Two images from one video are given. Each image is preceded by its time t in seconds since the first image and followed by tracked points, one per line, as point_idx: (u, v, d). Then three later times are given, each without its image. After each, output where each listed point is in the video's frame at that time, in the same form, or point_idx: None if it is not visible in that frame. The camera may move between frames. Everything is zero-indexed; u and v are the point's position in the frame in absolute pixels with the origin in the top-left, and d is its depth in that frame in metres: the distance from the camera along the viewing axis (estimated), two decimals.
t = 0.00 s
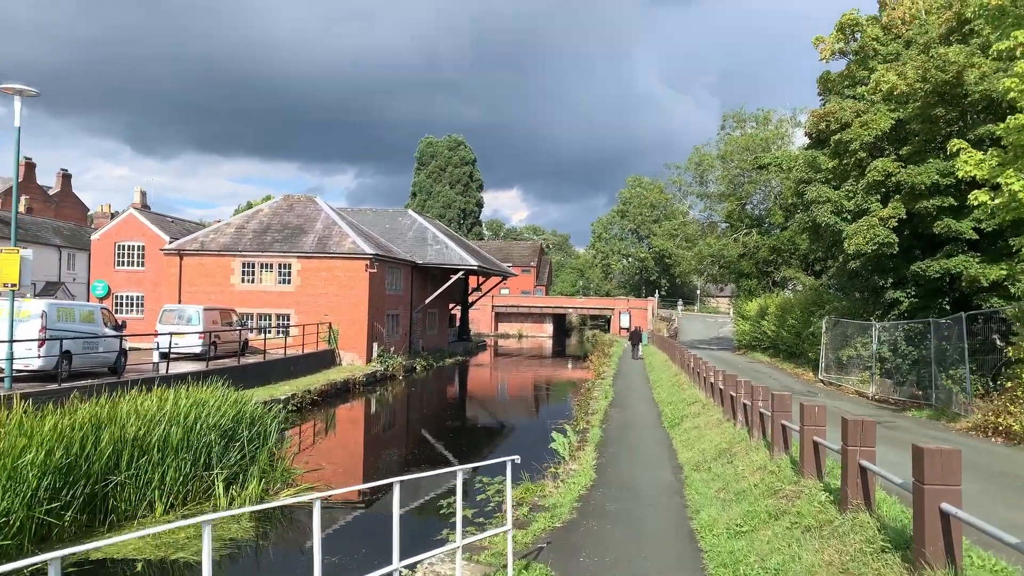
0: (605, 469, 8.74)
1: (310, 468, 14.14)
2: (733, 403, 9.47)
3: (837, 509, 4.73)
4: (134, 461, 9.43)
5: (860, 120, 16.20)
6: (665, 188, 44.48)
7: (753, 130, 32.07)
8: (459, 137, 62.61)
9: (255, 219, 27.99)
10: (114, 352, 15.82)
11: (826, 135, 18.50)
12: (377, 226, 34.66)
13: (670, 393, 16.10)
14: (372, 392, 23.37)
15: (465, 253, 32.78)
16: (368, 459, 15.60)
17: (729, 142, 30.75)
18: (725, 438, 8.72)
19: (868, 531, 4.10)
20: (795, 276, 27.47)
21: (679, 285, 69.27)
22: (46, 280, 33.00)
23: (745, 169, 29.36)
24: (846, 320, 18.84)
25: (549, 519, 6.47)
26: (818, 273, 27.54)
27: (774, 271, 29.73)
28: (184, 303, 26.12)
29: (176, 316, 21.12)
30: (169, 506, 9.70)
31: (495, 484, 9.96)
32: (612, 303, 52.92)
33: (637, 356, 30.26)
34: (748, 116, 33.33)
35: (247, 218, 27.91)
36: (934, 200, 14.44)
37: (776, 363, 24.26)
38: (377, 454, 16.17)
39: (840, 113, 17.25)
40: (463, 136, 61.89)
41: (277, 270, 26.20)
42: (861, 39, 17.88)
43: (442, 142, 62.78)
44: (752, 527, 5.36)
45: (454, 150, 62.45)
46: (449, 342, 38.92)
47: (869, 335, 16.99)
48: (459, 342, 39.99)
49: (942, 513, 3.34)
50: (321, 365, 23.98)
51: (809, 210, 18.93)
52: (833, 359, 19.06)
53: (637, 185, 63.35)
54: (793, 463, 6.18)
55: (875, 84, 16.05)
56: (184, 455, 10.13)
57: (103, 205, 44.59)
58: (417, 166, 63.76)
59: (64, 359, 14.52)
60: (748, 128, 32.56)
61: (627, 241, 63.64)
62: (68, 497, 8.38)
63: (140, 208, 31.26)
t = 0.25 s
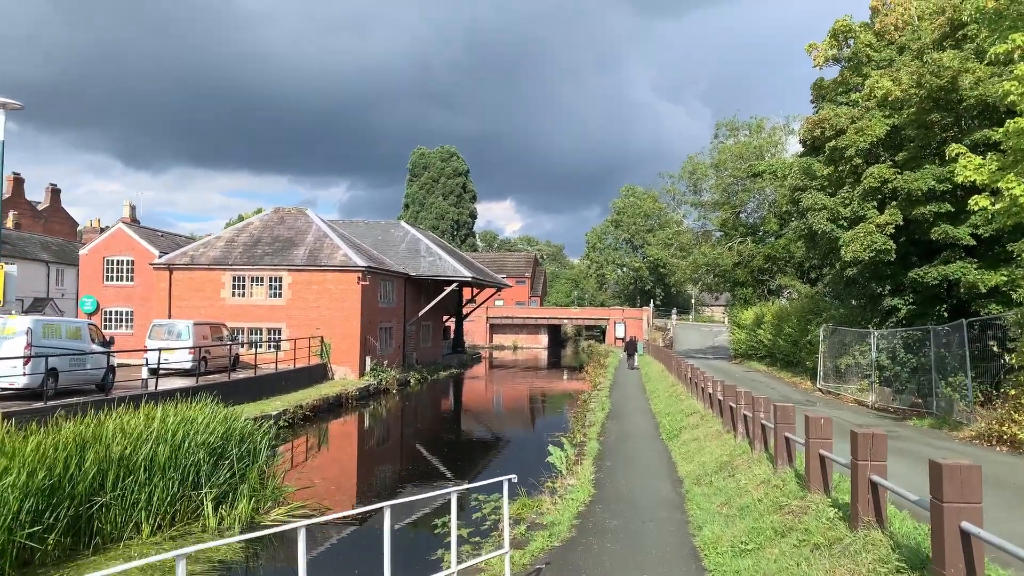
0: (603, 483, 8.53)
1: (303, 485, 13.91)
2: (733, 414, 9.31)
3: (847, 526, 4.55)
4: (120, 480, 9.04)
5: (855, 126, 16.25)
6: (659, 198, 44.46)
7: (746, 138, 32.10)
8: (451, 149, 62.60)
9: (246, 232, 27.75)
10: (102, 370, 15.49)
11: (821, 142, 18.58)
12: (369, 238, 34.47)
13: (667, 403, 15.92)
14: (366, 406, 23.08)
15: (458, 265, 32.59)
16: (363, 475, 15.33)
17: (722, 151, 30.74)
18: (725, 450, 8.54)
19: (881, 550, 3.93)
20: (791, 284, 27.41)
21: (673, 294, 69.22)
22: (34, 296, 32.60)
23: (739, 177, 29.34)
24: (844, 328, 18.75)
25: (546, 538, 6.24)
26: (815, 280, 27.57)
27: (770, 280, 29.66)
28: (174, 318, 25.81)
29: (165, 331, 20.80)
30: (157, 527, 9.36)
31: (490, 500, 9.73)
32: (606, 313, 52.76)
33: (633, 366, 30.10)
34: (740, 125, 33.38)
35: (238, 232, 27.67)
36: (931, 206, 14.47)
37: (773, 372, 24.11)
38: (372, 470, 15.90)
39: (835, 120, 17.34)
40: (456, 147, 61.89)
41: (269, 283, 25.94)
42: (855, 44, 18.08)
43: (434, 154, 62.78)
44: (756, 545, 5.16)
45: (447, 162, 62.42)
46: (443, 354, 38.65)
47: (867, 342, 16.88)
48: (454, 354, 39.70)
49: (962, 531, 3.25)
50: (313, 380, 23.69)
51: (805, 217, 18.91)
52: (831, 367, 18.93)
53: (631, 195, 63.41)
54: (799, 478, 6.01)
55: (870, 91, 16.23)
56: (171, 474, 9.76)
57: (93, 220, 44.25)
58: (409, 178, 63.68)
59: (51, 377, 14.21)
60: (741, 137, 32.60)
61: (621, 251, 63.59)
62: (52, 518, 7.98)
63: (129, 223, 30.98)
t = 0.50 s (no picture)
0: (604, 495, 8.35)
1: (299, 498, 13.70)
2: (735, 424, 9.19)
3: (858, 540, 4.42)
4: (110, 494, 8.75)
5: (853, 133, 16.31)
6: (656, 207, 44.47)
7: (743, 146, 32.13)
8: (448, 159, 62.64)
9: (241, 242, 27.60)
10: (95, 382, 15.23)
11: (819, 148, 18.60)
12: (365, 248, 34.34)
13: (668, 413, 15.76)
14: (362, 417, 22.86)
15: (455, 274, 32.46)
16: (360, 487, 15.13)
17: (720, 159, 30.73)
18: (727, 461, 8.39)
19: (896, 564, 3.83)
20: (789, 292, 27.31)
21: (671, 303, 69.15)
22: (28, 308, 32.33)
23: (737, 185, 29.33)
24: (844, 335, 18.65)
25: (546, 553, 6.06)
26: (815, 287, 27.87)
27: (768, 288, 29.59)
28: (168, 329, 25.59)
29: (160, 342, 20.59)
30: (147, 543, 9.09)
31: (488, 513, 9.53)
32: (604, 322, 52.62)
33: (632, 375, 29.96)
34: (737, 133, 33.42)
35: (233, 242, 27.51)
36: (930, 212, 14.42)
37: (773, 381, 23.97)
38: (369, 481, 15.70)
39: (833, 127, 17.39)
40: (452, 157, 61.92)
41: (264, 294, 25.75)
42: (853, 51, 18.16)
43: (431, 164, 62.78)
44: (763, 559, 5.00)
45: (443, 172, 62.43)
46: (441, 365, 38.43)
47: (868, 350, 16.77)
48: (451, 365, 39.48)
49: (984, 545, 3.30)
50: (309, 391, 23.47)
51: (804, 224, 18.88)
52: (832, 376, 18.80)
53: (627, 204, 63.46)
54: (805, 488, 5.88)
55: (868, 97, 16.36)
56: (162, 488, 9.49)
57: (88, 232, 44.06)
58: (406, 188, 63.66)
59: (42, 389, 13.97)
60: (738, 145, 32.63)
61: (618, 260, 63.56)
62: (39, 535, 7.66)
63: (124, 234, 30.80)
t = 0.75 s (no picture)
0: (609, 505, 8.18)
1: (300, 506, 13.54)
2: (743, 432, 9.02)
3: (874, 553, 4.26)
4: (107, 503, 8.60)
5: (860, 138, 16.17)
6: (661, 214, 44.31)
7: (749, 153, 31.99)
8: (453, 167, 62.69)
9: (245, 249, 27.56)
10: (96, 389, 15.11)
11: (825, 154, 18.47)
12: (370, 256, 34.28)
13: (674, 421, 15.56)
14: (365, 425, 22.71)
15: (459, 281, 32.34)
16: (362, 495, 14.98)
17: (725, 166, 30.60)
18: (735, 470, 8.21)
19: None
20: (796, 299, 27.11)
21: (676, 311, 68.87)
22: (32, 315, 32.32)
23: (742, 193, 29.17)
24: (852, 343, 18.43)
25: (549, 565, 5.89)
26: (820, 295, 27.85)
27: (774, 295, 29.38)
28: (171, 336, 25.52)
29: (162, 350, 20.51)
30: (145, 552, 8.95)
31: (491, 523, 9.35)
32: (609, 330, 52.39)
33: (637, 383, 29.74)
34: (742, 140, 33.29)
35: (237, 249, 27.47)
36: (939, 218, 14.24)
37: (779, 389, 23.74)
38: (372, 490, 15.55)
39: (840, 132, 17.27)
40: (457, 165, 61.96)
41: (268, 301, 25.67)
42: (859, 56, 18.05)
43: (435, 172, 62.81)
44: (775, 572, 4.83)
45: (448, 180, 62.47)
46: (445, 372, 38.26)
47: (876, 358, 16.56)
48: (455, 372, 39.31)
49: (1015, 559, 3.15)
50: (312, 398, 23.34)
51: (811, 231, 18.72)
52: (839, 385, 18.57)
53: (632, 211, 63.33)
54: (816, 498, 5.72)
55: (874, 103, 16.27)
56: (160, 496, 9.35)
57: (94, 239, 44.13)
58: (411, 196, 63.71)
59: (42, 396, 13.86)
60: (744, 152, 32.50)
61: (623, 268, 63.37)
62: (33, 543, 7.50)
63: (128, 240, 30.79)
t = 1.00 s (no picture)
0: (622, 519, 7.96)
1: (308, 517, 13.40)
2: (760, 444, 8.81)
3: None
4: (111, 514, 8.47)
5: (876, 145, 15.95)
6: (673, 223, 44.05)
7: (761, 161, 31.74)
8: (463, 176, 62.75)
9: (255, 257, 27.57)
10: (103, 397, 15.05)
11: (840, 161, 18.22)
12: (380, 264, 34.24)
13: (687, 432, 15.31)
14: (375, 434, 22.56)
15: (469, 290, 32.21)
16: (372, 505, 14.82)
17: (737, 174, 30.38)
18: (753, 483, 7.97)
19: None
20: (809, 308, 26.80)
21: (687, 320, 68.41)
22: (43, 323, 32.47)
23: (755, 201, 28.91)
24: (868, 353, 18.07)
25: None
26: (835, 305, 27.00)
27: (788, 304, 29.04)
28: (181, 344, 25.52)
29: (172, 358, 20.50)
30: (149, 564, 8.85)
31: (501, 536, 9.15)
32: (620, 339, 52.06)
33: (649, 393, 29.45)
34: (754, 148, 33.05)
35: (247, 257, 27.49)
36: (958, 226, 13.97)
37: (793, 399, 23.39)
38: (382, 500, 15.40)
39: (854, 139, 17.03)
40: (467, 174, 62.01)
41: (278, 309, 25.64)
42: (874, 62, 17.85)
43: (446, 181, 62.89)
44: None
45: (458, 189, 62.51)
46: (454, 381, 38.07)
47: (893, 368, 16.24)
48: (465, 381, 39.12)
49: None
50: (321, 407, 23.23)
51: (826, 239, 18.46)
52: (855, 395, 18.22)
53: (643, 220, 63.08)
54: (838, 514, 5.53)
55: (890, 109, 16.09)
56: (164, 506, 9.25)
57: (105, 247, 44.40)
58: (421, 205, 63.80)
59: (49, 405, 13.78)
60: (756, 160, 32.26)
61: (634, 277, 63.05)
62: (36, 556, 7.35)
63: (139, 249, 30.91)
